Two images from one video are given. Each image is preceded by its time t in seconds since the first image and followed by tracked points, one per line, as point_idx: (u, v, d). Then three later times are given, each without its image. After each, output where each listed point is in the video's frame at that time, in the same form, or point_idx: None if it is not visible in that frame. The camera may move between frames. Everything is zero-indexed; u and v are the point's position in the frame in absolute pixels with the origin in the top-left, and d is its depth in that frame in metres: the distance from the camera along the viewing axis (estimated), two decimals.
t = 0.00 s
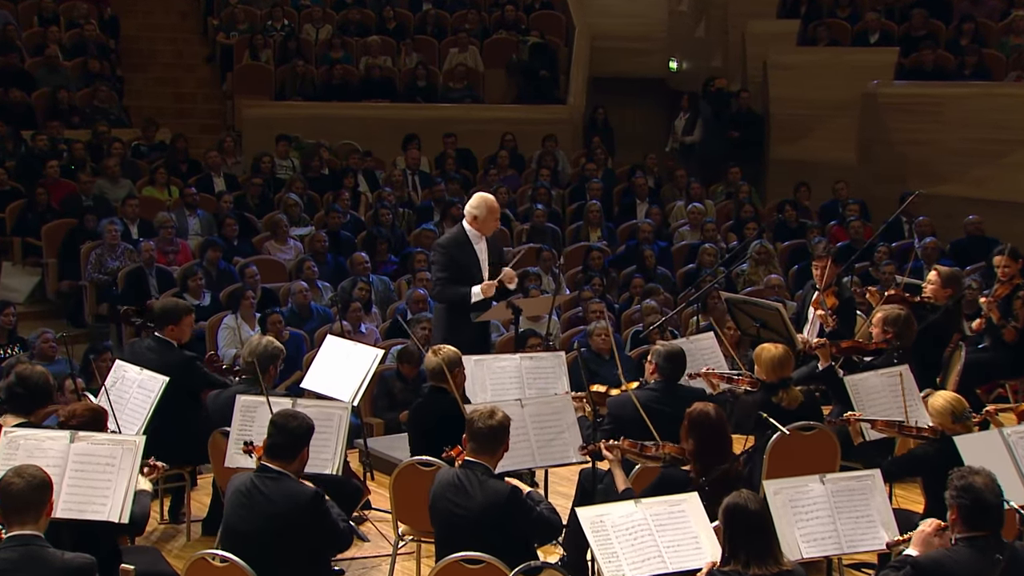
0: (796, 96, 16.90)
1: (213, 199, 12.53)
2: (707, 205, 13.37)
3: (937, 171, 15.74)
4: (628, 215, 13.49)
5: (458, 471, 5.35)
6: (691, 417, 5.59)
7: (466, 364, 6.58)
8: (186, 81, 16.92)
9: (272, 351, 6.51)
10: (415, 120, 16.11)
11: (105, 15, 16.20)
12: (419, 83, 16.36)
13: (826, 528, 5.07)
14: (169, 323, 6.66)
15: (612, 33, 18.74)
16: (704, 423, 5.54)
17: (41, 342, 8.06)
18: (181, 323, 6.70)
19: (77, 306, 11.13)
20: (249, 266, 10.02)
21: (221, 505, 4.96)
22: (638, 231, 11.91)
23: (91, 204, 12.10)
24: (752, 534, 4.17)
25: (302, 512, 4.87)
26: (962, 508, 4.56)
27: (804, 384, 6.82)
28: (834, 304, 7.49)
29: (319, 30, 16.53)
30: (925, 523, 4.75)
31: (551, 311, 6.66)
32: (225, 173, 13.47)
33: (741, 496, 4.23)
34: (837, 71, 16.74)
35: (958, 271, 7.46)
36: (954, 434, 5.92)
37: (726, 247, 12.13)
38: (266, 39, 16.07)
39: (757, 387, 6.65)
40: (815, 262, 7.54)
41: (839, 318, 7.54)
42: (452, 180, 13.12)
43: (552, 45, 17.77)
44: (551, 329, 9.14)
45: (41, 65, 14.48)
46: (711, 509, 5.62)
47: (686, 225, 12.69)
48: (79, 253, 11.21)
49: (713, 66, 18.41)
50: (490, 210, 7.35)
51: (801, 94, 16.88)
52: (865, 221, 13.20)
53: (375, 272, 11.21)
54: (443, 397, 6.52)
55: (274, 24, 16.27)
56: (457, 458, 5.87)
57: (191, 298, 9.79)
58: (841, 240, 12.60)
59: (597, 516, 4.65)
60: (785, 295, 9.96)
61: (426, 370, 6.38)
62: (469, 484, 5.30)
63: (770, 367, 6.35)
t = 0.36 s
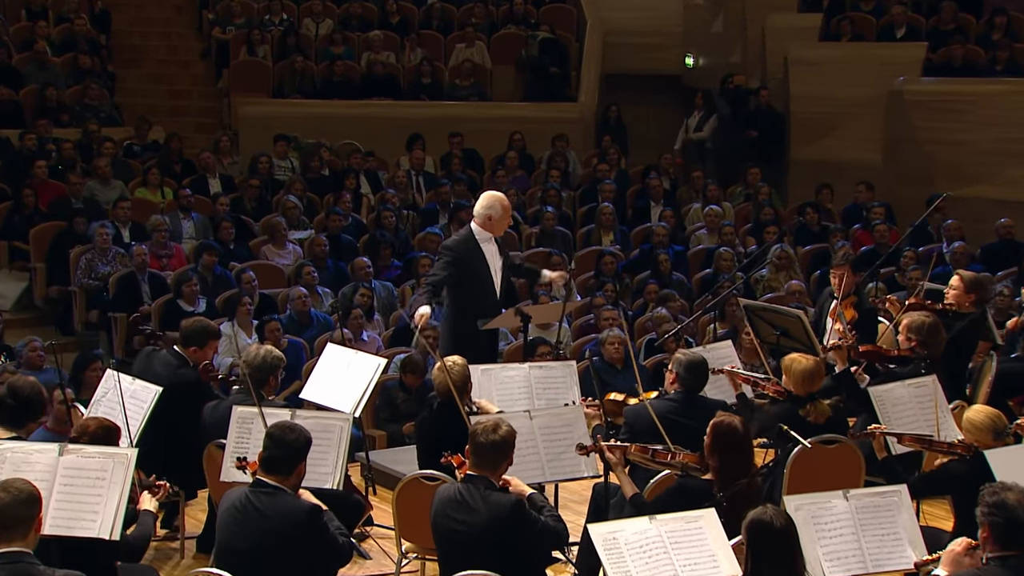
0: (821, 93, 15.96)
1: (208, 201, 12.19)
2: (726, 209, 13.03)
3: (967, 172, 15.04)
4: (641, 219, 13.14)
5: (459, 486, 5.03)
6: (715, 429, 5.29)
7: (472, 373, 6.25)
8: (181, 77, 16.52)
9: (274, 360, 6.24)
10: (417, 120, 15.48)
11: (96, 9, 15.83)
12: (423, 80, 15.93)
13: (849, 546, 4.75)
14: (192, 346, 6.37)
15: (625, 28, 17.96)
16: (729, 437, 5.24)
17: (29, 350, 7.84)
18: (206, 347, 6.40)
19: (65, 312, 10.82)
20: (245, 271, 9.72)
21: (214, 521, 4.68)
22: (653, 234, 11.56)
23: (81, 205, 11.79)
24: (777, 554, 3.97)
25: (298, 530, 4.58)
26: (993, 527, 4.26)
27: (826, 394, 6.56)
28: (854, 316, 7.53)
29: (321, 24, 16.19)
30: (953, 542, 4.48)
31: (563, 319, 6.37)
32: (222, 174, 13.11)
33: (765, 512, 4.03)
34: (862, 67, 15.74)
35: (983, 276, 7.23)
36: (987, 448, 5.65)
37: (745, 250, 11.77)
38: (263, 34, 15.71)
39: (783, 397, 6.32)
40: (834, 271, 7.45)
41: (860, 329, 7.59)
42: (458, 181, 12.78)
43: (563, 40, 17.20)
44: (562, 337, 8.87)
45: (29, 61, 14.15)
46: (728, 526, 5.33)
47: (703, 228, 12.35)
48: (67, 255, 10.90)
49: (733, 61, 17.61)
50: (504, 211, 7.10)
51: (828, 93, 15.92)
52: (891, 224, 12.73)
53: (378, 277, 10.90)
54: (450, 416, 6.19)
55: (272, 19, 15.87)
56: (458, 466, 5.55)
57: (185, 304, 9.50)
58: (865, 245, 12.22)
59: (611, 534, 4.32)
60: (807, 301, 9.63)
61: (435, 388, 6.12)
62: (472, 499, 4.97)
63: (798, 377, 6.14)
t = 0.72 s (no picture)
0: (842, 90, 15.49)
1: (202, 203, 11.85)
2: (742, 211, 12.70)
3: (998, 172, 15.03)
4: (656, 222, 12.81)
5: (465, 500, 4.75)
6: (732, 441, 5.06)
7: (477, 383, 5.97)
8: (174, 74, 16.15)
9: (273, 370, 5.99)
10: (422, 118, 15.22)
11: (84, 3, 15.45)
12: (426, 76, 15.51)
13: (874, 566, 4.43)
14: (158, 345, 6.14)
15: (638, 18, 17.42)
16: (748, 448, 5.00)
17: (14, 359, 7.61)
18: (171, 342, 6.17)
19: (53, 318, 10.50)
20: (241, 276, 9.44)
21: (197, 544, 4.43)
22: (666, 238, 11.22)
23: (69, 207, 11.46)
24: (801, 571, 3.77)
25: (285, 547, 4.34)
26: None
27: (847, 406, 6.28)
28: (863, 321, 7.15)
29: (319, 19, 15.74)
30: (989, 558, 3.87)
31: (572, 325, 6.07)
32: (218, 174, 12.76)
33: (790, 528, 3.86)
34: (883, 62, 15.41)
35: (993, 278, 6.96)
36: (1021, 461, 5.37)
37: (762, 255, 11.44)
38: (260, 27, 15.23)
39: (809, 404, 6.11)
40: (838, 276, 7.09)
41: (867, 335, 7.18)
42: (463, 182, 12.48)
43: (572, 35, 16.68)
44: (571, 346, 8.62)
45: (16, 57, 13.80)
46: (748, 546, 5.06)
47: (718, 232, 12.04)
48: (54, 258, 10.60)
49: (750, 57, 17.17)
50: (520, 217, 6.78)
51: (844, 88, 15.48)
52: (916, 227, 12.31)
53: (378, 283, 10.62)
54: (453, 429, 6.01)
55: (269, 13, 15.44)
56: (465, 483, 5.12)
57: (179, 311, 9.19)
58: (889, 249, 11.84)
59: (623, 551, 4.03)
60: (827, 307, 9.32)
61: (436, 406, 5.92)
62: (479, 514, 4.68)
63: (826, 388, 5.95)
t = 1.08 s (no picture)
0: (867, 83, 14.90)
1: (192, 203, 11.38)
2: (758, 212, 12.21)
3: None
4: (668, 225, 12.37)
5: (475, 513, 4.47)
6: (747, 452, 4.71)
7: (480, 393, 5.67)
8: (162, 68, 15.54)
9: (268, 379, 5.68)
10: (420, 117, 14.26)
11: None
12: (429, 73, 14.52)
13: None
14: (128, 343, 5.83)
15: (651, 12, 16.59)
16: (763, 460, 4.66)
17: None
18: (141, 338, 5.86)
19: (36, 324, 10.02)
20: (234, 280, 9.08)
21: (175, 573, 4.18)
22: (679, 241, 10.74)
23: (53, 207, 10.93)
24: None
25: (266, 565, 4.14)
26: None
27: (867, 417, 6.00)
28: (875, 328, 7.16)
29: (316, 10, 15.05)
30: None
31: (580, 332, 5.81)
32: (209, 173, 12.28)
33: (813, 545, 3.69)
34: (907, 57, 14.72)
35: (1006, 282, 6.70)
36: None
37: (780, 259, 11.00)
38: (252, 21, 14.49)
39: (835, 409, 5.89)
40: (846, 284, 7.22)
41: (881, 344, 7.24)
42: (466, 182, 12.11)
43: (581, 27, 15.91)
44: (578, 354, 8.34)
45: None
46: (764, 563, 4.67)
47: (732, 235, 11.58)
48: (37, 262, 10.14)
49: (766, 51, 16.26)
50: (550, 223, 6.28)
51: (869, 83, 14.87)
52: (941, 230, 11.82)
53: (378, 287, 10.30)
54: (453, 441, 5.74)
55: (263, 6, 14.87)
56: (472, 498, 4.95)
57: (166, 318, 8.76)
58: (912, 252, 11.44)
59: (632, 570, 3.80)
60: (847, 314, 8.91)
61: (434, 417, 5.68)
62: (487, 528, 4.41)
63: (851, 390, 5.66)
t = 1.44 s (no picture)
0: (884, 80, 14.06)
1: (178, 204, 10.90)
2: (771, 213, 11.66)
3: None
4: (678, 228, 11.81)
5: (473, 528, 4.23)
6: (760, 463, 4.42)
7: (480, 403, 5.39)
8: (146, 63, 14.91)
9: (253, 387, 5.41)
10: (420, 113, 13.80)
11: None
12: (424, 66, 13.96)
13: None
14: (103, 344, 5.51)
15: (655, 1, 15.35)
16: (777, 471, 4.36)
17: None
18: (117, 339, 5.53)
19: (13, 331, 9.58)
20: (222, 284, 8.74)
21: None
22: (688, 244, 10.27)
23: (31, 208, 10.47)
24: None
25: None
26: None
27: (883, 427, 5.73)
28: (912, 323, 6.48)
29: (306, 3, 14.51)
30: None
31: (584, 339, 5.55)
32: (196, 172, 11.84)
33: (830, 563, 3.50)
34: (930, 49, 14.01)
35: None
36: None
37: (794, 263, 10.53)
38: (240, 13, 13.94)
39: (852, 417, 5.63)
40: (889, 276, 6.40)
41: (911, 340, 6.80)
42: (465, 182, 11.74)
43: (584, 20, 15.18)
44: (582, 361, 8.05)
45: None
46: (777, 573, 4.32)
47: (744, 236, 11.08)
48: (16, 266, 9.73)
49: (780, 45, 15.00)
50: (581, 232, 5.99)
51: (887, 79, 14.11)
52: (963, 232, 11.19)
53: (372, 293, 9.83)
54: (451, 454, 5.47)
55: None
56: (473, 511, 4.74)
57: (150, 325, 8.24)
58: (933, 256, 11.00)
59: None
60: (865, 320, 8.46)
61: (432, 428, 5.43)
62: (487, 543, 4.16)
63: (868, 395, 5.42)
